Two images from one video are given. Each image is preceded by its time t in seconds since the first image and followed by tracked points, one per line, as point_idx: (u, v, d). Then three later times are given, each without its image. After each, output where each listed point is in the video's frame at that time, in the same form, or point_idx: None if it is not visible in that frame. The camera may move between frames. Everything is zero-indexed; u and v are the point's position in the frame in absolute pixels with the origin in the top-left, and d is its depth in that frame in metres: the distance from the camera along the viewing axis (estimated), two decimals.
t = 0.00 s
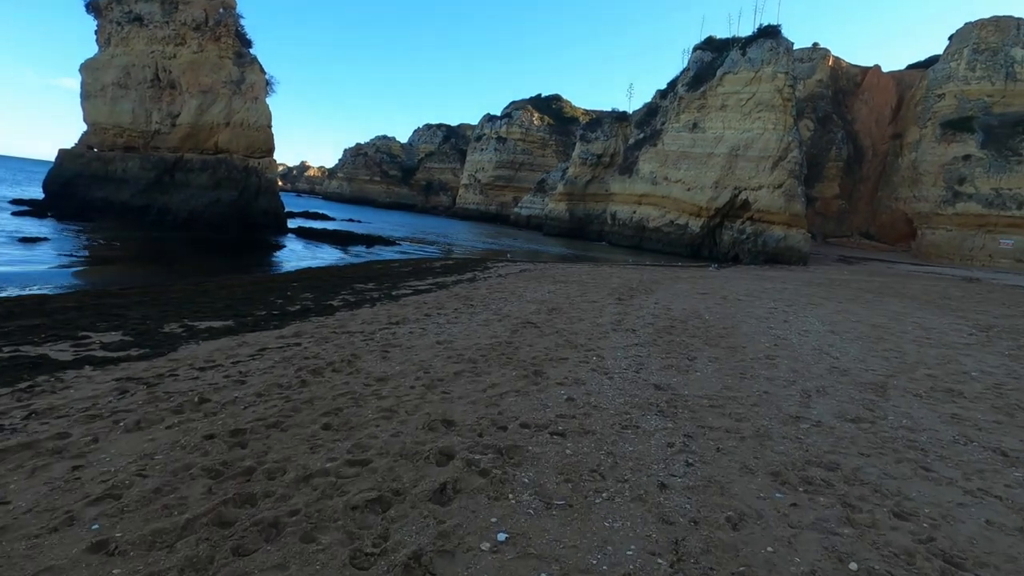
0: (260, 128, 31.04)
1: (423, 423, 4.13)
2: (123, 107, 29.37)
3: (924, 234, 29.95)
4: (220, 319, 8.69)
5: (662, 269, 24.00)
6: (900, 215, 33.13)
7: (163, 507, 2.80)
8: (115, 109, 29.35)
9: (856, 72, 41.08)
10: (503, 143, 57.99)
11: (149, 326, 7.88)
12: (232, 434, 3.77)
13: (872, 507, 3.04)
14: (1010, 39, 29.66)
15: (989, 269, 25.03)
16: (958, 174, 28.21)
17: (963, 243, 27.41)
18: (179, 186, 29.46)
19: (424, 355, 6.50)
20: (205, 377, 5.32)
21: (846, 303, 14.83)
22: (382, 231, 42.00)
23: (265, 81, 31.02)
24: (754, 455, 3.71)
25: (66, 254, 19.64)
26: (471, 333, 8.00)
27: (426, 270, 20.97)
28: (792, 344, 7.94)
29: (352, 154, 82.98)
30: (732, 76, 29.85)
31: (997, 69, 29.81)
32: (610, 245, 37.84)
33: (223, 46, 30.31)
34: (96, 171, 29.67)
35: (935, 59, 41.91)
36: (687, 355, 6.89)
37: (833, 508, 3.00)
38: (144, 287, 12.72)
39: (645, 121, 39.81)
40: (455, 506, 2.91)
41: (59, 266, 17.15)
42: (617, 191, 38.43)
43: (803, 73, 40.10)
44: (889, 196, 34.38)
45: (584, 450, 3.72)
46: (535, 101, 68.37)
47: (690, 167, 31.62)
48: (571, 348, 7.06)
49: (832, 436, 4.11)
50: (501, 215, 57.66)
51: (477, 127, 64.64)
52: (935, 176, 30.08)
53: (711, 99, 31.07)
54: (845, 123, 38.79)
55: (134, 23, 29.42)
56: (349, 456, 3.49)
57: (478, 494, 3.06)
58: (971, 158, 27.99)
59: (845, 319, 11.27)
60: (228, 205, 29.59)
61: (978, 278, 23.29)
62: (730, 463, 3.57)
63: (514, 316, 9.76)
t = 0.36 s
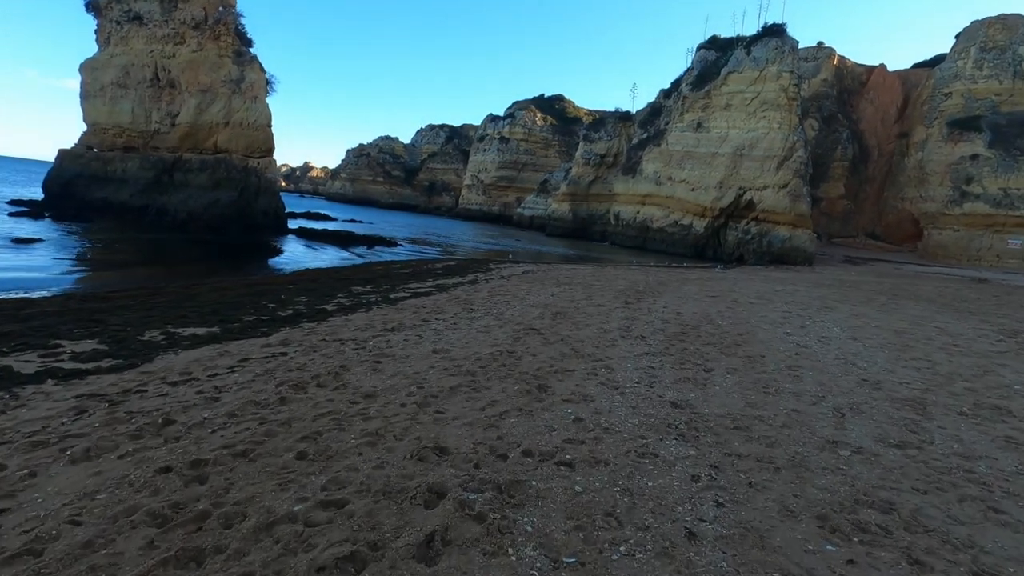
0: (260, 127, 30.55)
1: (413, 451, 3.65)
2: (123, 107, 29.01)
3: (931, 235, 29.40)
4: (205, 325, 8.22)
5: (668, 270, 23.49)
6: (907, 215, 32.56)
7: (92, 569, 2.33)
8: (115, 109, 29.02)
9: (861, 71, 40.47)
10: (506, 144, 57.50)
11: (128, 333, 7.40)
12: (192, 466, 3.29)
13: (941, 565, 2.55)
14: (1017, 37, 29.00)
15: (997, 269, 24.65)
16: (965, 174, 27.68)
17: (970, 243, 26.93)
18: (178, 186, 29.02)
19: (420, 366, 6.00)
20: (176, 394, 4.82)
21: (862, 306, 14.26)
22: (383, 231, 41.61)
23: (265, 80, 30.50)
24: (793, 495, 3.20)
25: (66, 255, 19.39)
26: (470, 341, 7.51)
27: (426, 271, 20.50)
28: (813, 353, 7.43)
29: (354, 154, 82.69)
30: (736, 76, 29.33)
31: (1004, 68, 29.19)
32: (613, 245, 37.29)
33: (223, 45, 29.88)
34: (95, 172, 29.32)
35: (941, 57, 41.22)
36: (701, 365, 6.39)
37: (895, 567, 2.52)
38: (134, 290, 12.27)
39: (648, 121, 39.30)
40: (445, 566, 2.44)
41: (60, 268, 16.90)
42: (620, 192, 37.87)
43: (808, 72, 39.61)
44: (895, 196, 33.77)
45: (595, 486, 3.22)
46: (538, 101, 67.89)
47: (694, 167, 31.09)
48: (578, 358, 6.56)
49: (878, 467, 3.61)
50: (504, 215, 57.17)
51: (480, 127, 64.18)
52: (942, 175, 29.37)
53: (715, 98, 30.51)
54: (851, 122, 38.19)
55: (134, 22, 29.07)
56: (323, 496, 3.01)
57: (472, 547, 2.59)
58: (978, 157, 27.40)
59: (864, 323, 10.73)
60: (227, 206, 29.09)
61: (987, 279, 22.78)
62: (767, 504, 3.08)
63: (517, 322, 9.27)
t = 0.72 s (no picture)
0: (258, 125, 30.05)
1: (382, 475, 3.16)
2: (120, 104, 28.59)
3: (936, 236, 28.91)
4: (182, 327, 7.75)
5: (671, 271, 23.01)
6: (912, 216, 31.94)
7: None
8: (112, 106, 28.61)
9: (865, 71, 39.94)
10: (508, 143, 57.05)
11: (96, 335, 6.91)
12: (121, 495, 2.83)
13: None
14: None
15: (1004, 271, 24.17)
16: (972, 174, 27.12)
17: (976, 245, 26.50)
18: (174, 184, 28.53)
19: (406, 373, 5.50)
20: (128, 403, 4.34)
21: (873, 308, 13.76)
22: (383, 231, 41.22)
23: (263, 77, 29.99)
24: (830, 534, 2.70)
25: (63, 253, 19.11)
26: (461, 344, 6.99)
27: (424, 271, 20.04)
28: (829, 360, 6.93)
29: (357, 154, 82.42)
30: (739, 76, 28.86)
31: (1011, 68, 28.72)
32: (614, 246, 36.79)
33: (220, 41, 29.41)
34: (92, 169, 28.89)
35: (946, 57, 40.65)
36: (711, 372, 5.91)
37: None
38: (118, 289, 11.82)
39: (651, 121, 38.76)
40: None
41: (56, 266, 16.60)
42: (623, 191, 37.34)
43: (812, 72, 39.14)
44: (899, 197, 33.21)
45: (594, 521, 2.73)
46: (541, 101, 67.45)
47: (697, 167, 30.59)
48: (577, 364, 6.05)
49: (923, 497, 3.11)
50: (506, 215, 56.71)
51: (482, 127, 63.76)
52: (947, 177, 28.90)
53: (718, 98, 29.99)
54: (855, 122, 37.62)
55: (131, 18, 28.63)
56: (269, 537, 2.53)
57: None
58: (985, 157, 26.86)
59: (878, 326, 10.23)
60: (224, 204, 28.48)
61: (995, 281, 22.29)
62: (795, 545, 2.60)
63: (513, 324, 8.78)
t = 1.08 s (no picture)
0: (253, 123, 29.45)
1: (342, 529, 2.71)
2: (114, 103, 28.19)
3: (937, 237, 28.43)
4: (155, 337, 7.30)
5: (671, 271, 22.55)
6: (913, 217, 31.46)
7: None
8: (106, 105, 28.21)
9: (867, 71, 39.45)
10: (508, 143, 56.59)
11: (58, 347, 6.42)
12: (24, 561, 2.37)
13: None
14: None
15: (1006, 272, 23.82)
16: (974, 174, 26.75)
17: (978, 246, 26.07)
18: (169, 184, 28.04)
19: (387, 392, 5.03)
20: (69, 432, 3.87)
21: (882, 313, 13.29)
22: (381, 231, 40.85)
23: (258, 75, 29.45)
24: None
25: (55, 253, 18.76)
26: (450, 358, 6.49)
27: (420, 273, 19.59)
28: (845, 374, 6.41)
29: (356, 154, 82.03)
30: (740, 75, 28.40)
31: (1014, 67, 28.18)
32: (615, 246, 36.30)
33: (215, 39, 28.91)
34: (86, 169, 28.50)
35: (948, 57, 40.17)
36: (717, 389, 5.47)
37: None
38: (98, 293, 11.35)
39: (651, 121, 38.26)
40: None
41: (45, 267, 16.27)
42: (623, 191, 36.84)
43: (813, 72, 38.66)
44: (900, 197, 32.71)
45: None
46: (541, 101, 67.01)
47: (698, 167, 30.11)
48: (573, 381, 5.57)
49: (974, 558, 2.65)
50: (506, 215, 56.23)
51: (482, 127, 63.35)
52: (949, 177, 28.47)
53: (719, 98, 29.53)
54: (855, 122, 37.07)
55: (125, 15, 28.19)
56: None
57: None
58: (987, 158, 26.53)
59: (891, 334, 9.72)
60: (219, 204, 27.62)
61: (1000, 282, 21.76)
62: None
63: (506, 333, 8.28)
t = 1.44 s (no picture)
0: (249, 122, 28.99)
1: None
2: (110, 101, 27.77)
3: (942, 237, 27.84)
4: (125, 343, 6.78)
5: (674, 272, 22.00)
6: (918, 217, 30.96)
7: None
8: (103, 103, 27.78)
9: (871, 69, 38.63)
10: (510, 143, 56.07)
11: (15, 355, 5.89)
12: None
13: None
14: None
15: (1013, 272, 23.28)
16: (980, 174, 26.26)
17: (983, 246, 25.47)
18: (164, 183, 27.51)
19: (368, 407, 4.48)
20: None
21: (898, 316, 12.69)
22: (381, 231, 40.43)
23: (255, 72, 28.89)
24: None
25: (51, 254, 18.50)
26: (442, 367, 5.94)
27: (417, 274, 19.04)
28: (874, 386, 5.82)
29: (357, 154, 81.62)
30: (744, 73, 27.83)
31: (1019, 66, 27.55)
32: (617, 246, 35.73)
33: (211, 35, 28.33)
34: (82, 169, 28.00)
35: (952, 56, 39.62)
36: (736, 403, 4.92)
37: None
38: (78, 295, 10.85)
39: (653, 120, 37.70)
40: None
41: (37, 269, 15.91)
42: (625, 191, 36.27)
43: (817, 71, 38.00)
44: (905, 196, 32.10)
45: None
46: (543, 100, 66.49)
47: (701, 167, 29.54)
48: (576, 393, 5.02)
49: None
50: (507, 215, 55.66)
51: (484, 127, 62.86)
52: (954, 176, 27.91)
53: (722, 96, 28.98)
54: (859, 121, 36.37)
55: (121, 12, 27.73)
56: None
57: None
58: (992, 157, 26.02)
59: (912, 339, 9.14)
60: (215, 203, 27.23)
61: (1008, 283, 21.15)
62: None
63: (503, 337, 7.73)
